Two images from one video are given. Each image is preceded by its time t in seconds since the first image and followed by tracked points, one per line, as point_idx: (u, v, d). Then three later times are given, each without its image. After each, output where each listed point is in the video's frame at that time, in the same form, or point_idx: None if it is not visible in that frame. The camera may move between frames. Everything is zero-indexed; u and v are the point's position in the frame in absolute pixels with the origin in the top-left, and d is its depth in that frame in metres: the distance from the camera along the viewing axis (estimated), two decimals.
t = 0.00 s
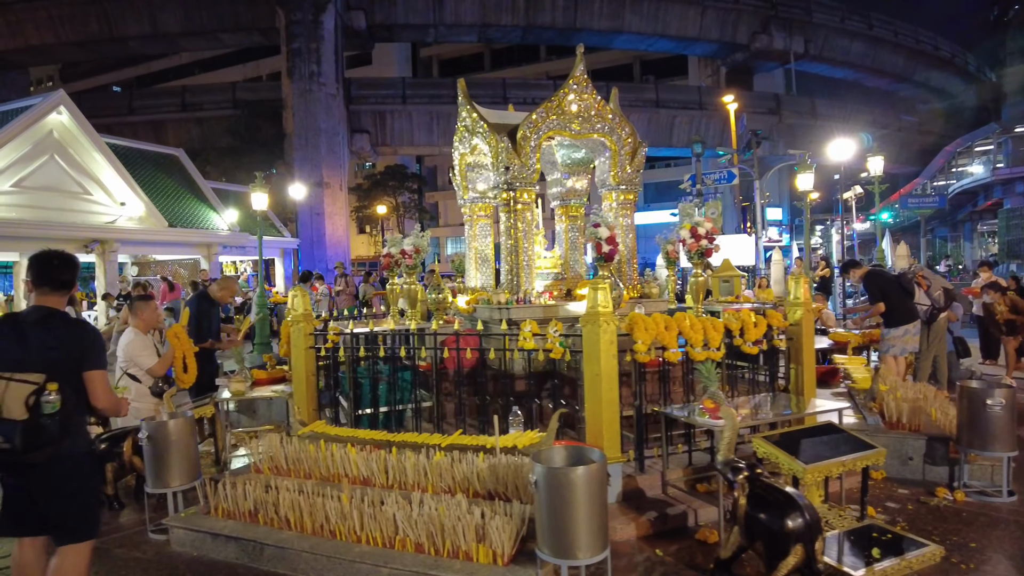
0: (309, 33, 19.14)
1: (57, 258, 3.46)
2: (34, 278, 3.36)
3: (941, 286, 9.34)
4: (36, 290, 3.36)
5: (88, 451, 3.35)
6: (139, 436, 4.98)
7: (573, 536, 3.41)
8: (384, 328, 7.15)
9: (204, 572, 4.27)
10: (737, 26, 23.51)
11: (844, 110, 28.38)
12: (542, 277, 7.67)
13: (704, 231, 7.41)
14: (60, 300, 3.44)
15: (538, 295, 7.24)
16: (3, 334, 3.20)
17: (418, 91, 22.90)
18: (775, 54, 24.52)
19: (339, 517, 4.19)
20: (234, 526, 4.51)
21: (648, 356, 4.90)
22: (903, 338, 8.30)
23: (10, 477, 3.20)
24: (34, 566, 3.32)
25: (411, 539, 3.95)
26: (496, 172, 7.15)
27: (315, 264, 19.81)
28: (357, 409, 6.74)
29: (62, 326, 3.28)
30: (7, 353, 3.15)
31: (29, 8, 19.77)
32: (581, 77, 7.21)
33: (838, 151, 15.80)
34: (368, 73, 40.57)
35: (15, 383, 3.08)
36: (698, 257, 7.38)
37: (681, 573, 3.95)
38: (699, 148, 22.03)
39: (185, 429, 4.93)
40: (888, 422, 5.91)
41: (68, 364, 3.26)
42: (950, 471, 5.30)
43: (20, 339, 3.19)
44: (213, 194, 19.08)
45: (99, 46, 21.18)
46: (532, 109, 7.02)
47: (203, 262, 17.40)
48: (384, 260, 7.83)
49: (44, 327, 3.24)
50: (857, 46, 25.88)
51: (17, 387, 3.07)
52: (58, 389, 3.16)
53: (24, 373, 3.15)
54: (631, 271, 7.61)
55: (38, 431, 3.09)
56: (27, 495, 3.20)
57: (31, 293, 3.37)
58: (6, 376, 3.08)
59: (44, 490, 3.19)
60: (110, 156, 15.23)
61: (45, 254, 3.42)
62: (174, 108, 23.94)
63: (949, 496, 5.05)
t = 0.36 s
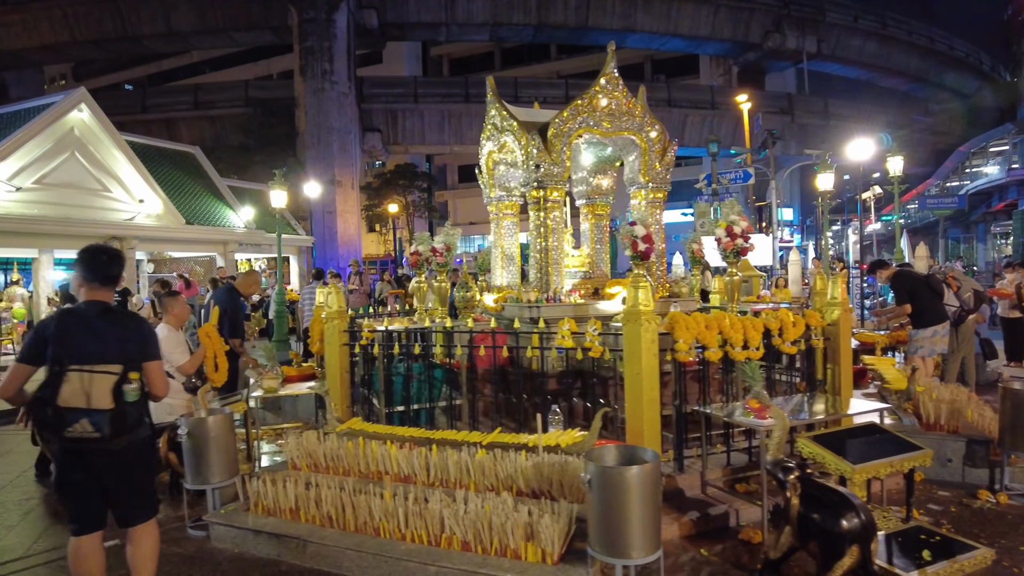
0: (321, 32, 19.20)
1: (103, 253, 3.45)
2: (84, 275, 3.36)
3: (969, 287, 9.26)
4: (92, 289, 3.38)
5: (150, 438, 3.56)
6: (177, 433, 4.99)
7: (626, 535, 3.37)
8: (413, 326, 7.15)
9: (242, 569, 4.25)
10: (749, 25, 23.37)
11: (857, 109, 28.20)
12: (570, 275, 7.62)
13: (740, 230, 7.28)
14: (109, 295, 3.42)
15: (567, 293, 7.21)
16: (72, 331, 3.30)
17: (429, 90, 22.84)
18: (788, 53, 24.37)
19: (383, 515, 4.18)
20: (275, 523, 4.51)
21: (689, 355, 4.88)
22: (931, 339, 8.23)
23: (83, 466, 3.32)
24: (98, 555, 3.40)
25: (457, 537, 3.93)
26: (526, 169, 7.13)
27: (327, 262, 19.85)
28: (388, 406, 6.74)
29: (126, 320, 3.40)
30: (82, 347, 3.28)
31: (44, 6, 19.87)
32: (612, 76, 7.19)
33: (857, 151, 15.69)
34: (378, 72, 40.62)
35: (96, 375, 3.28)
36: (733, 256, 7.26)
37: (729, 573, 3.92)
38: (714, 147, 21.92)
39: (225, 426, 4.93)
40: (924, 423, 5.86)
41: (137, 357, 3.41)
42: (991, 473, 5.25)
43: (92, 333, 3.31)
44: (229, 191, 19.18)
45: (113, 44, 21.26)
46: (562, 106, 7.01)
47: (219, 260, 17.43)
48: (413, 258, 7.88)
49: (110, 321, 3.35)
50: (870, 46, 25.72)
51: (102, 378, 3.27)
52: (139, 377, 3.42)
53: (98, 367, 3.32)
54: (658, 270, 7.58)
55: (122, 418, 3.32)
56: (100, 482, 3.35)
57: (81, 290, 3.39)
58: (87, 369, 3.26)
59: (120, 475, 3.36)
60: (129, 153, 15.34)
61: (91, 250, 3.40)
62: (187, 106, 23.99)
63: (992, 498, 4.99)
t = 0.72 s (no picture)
0: (329, 34, 19.25)
1: (166, 262, 3.61)
2: (149, 284, 3.53)
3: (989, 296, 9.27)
4: (154, 297, 3.54)
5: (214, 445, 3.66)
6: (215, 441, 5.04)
7: (676, 549, 3.41)
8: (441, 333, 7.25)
9: None
10: (755, 29, 23.34)
11: (863, 113, 28.18)
12: (593, 284, 7.50)
13: (768, 241, 7.67)
14: (170, 304, 3.59)
15: (593, 301, 7.29)
16: (155, 345, 3.43)
17: (436, 92, 22.89)
18: (793, 57, 24.34)
19: (425, 524, 4.22)
20: (316, 531, 4.54)
21: (724, 367, 4.96)
22: (949, 348, 8.27)
23: (157, 475, 3.38)
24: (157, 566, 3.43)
25: (503, 548, 3.97)
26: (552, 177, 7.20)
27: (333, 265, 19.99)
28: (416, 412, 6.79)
29: (200, 334, 3.58)
30: (166, 361, 3.43)
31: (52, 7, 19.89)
32: (638, 84, 7.26)
33: (869, 156, 15.70)
34: (383, 74, 40.63)
35: (179, 389, 3.44)
36: (762, 266, 7.68)
37: None
38: (723, 151, 21.94)
39: (263, 434, 4.96)
40: (952, 433, 5.89)
41: (212, 371, 3.61)
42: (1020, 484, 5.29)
43: (174, 347, 3.46)
44: (240, 193, 19.24)
45: (121, 45, 21.28)
46: (588, 115, 7.10)
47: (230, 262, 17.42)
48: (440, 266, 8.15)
49: (189, 335, 3.53)
50: (875, 49, 25.72)
51: (186, 392, 3.44)
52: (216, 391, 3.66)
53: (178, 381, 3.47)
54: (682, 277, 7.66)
55: (203, 429, 3.48)
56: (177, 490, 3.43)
57: (146, 300, 3.54)
58: (170, 384, 3.41)
59: (197, 480, 3.47)
60: (142, 155, 15.38)
61: (156, 261, 3.57)
62: (194, 107, 23.99)
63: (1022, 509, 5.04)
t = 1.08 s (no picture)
0: (319, 34, 19.17)
1: (195, 271, 3.78)
2: (179, 286, 3.68)
3: (982, 298, 9.34)
4: (183, 304, 3.70)
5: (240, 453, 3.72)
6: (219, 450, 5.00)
7: (687, 555, 3.41)
8: (443, 338, 7.25)
9: None
10: (744, 31, 23.46)
11: (851, 114, 28.41)
12: (593, 287, 7.82)
13: (769, 245, 7.72)
14: (195, 312, 3.74)
15: (593, 304, 7.31)
16: (193, 354, 3.49)
17: (426, 92, 22.82)
18: (782, 58, 24.49)
19: (433, 532, 4.20)
20: (320, 540, 4.50)
21: (730, 372, 4.98)
22: (942, 350, 8.35)
23: (177, 482, 3.42)
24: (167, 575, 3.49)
25: (512, 555, 3.96)
26: (552, 181, 7.19)
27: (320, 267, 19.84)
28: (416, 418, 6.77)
29: (230, 345, 3.67)
30: (207, 370, 3.48)
31: (38, 6, 19.61)
32: (637, 89, 7.33)
33: (859, 159, 15.81)
34: (372, 74, 40.46)
35: (222, 398, 3.52)
36: (763, 269, 7.68)
37: None
38: (714, 153, 22.03)
39: (265, 443, 4.93)
40: (950, 436, 5.95)
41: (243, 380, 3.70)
42: (1017, 486, 5.36)
43: (211, 355, 3.53)
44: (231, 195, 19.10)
45: (107, 44, 21.03)
46: (589, 119, 7.14)
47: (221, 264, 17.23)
48: (440, 270, 8.18)
49: (222, 345, 3.62)
50: (863, 52, 25.95)
51: (227, 401, 3.53)
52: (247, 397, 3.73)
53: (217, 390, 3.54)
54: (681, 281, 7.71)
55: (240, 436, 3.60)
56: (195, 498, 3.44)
57: (172, 301, 3.69)
58: (214, 393, 3.47)
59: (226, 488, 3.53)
60: (133, 156, 15.22)
61: (186, 269, 3.73)
62: (182, 107, 23.76)
63: (1021, 511, 5.11)
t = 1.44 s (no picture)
0: (283, 28, 18.80)
1: (172, 272, 3.70)
2: (157, 287, 3.59)
3: (943, 294, 9.60)
4: (160, 303, 3.59)
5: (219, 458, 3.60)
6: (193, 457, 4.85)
7: (676, 552, 3.41)
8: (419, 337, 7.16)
9: None
10: (708, 31, 23.77)
11: (811, 115, 29.06)
12: (569, 284, 7.82)
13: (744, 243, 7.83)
14: (172, 312, 3.65)
15: (570, 302, 7.29)
16: (178, 353, 3.35)
17: (392, 89, 22.52)
18: (745, 59, 24.91)
19: (416, 535, 4.11)
20: (298, 545, 4.37)
21: (709, 369, 5.01)
22: (906, 345, 8.57)
23: (152, 487, 3.29)
24: None
25: (497, 557, 3.89)
26: (529, 178, 7.15)
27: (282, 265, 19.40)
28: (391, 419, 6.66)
29: (212, 345, 3.56)
30: (192, 371, 3.36)
31: None
32: (613, 86, 7.34)
33: (822, 158, 16.16)
34: (337, 70, 39.88)
35: (208, 399, 3.40)
36: (739, 267, 7.76)
37: None
38: (680, 152, 22.29)
39: (240, 448, 4.80)
40: (919, 428, 6.08)
41: (226, 382, 3.59)
42: (983, 475, 5.51)
43: (195, 354, 3.41)
44: (193, 192, 18.59)
45: (59, 35, 20.22)
46: (567, 116, 7.13)
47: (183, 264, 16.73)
48: (414, 268, 8.07)
49: (204, 345, 3.49)
50: (822, 54, 26.56)
51: (213, 402, 3.42)
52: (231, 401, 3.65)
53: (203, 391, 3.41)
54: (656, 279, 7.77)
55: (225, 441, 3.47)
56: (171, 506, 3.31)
57: (150, 304, 3.58)
58: (198, 394, 3.35)
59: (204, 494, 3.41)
60: (90, 152, 14.72)
61: (164, 268, 3.64)
62: (139, 102, 23.02)
63: (988, 500, 5.26)
